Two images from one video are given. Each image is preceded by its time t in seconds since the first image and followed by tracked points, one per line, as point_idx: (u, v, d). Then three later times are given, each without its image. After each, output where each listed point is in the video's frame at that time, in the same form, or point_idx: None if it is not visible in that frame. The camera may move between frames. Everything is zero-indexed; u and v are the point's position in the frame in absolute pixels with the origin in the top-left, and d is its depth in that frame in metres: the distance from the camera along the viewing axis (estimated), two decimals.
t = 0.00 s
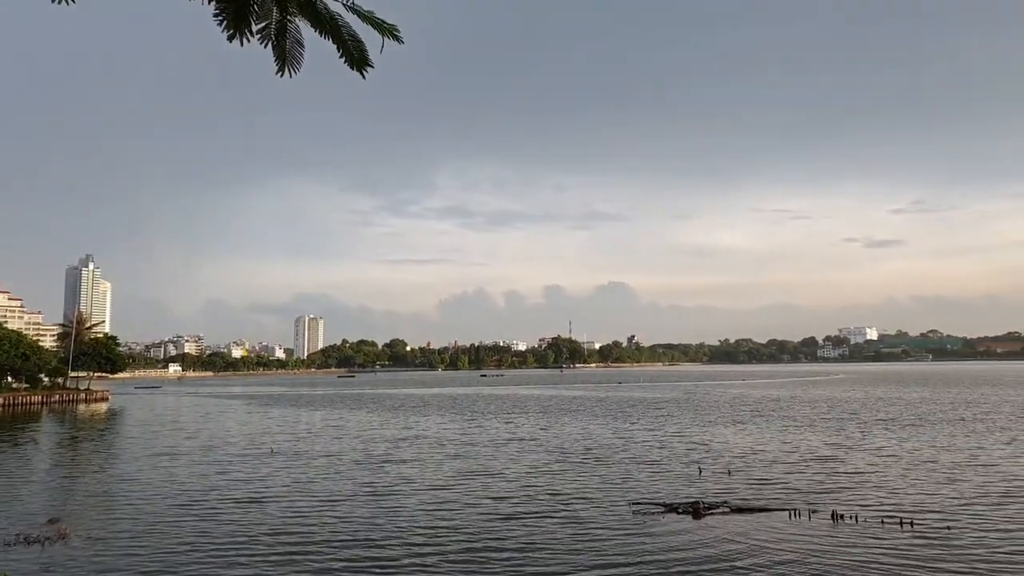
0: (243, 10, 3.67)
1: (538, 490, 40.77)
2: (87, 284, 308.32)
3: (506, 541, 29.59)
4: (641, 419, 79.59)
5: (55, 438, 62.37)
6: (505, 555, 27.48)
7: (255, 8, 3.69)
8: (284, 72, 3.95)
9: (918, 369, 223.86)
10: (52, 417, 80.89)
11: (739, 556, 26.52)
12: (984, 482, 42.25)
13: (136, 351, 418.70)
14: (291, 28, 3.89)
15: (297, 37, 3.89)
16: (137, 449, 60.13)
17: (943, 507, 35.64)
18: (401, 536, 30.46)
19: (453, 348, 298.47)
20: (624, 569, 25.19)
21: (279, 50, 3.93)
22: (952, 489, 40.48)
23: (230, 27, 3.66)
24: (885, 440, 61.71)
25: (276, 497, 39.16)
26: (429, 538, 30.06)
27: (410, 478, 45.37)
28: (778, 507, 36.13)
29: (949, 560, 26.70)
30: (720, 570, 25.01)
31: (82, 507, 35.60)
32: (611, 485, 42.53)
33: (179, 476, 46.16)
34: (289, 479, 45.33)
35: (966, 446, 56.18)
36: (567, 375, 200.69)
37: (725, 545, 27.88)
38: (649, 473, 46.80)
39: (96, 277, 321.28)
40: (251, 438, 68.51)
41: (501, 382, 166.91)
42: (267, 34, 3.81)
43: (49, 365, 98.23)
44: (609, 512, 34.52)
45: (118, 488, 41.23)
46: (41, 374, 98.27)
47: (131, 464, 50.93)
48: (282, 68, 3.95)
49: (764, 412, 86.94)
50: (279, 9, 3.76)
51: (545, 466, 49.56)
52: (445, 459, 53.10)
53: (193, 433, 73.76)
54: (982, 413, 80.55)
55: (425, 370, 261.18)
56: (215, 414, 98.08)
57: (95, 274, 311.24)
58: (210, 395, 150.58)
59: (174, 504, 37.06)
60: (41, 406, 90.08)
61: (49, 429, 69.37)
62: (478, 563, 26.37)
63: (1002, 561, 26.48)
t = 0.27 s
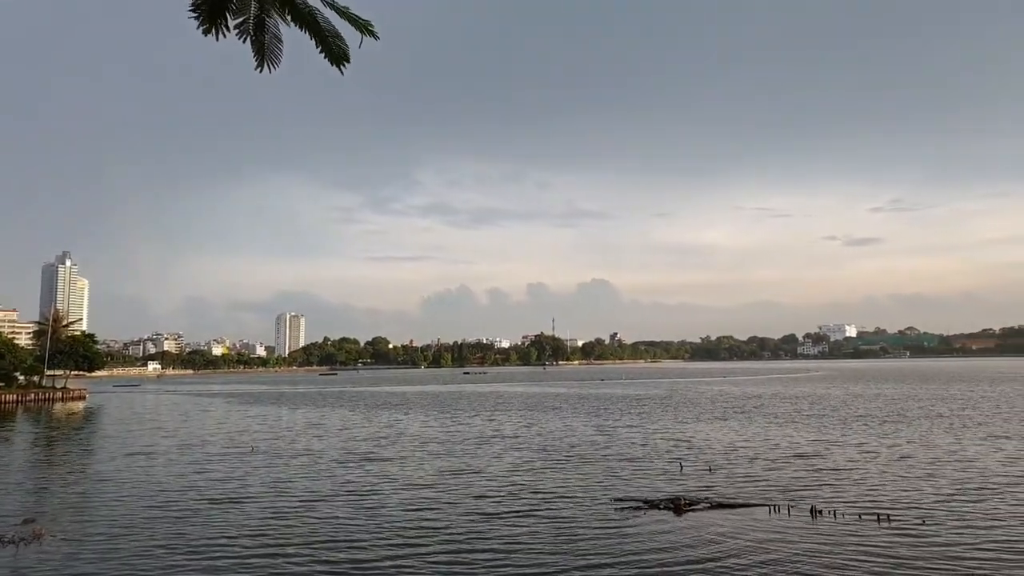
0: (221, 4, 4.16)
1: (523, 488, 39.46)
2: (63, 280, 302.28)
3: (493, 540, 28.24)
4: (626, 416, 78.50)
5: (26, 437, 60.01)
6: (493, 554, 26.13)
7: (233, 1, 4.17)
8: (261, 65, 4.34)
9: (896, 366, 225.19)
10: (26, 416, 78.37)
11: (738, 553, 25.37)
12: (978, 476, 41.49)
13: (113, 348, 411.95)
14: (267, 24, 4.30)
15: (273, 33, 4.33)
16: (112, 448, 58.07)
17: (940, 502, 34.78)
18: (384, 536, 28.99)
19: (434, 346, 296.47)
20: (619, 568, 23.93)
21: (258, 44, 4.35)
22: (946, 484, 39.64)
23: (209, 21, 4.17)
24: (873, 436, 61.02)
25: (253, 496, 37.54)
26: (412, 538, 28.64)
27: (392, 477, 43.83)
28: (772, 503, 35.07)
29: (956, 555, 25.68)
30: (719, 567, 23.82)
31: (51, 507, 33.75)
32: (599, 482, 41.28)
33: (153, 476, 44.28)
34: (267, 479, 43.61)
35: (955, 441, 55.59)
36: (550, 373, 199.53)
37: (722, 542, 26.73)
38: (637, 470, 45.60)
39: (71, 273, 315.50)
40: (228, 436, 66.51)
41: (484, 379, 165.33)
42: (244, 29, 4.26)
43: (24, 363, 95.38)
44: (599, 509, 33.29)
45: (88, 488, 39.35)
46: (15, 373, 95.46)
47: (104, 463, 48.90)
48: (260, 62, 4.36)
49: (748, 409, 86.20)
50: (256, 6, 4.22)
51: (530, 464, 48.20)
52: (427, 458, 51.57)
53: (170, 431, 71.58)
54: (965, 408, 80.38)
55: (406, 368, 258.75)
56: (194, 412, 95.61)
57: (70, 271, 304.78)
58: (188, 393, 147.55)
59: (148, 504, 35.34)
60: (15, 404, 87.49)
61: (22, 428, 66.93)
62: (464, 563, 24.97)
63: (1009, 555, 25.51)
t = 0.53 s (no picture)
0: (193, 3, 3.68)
1: (509, 487, 37.80)
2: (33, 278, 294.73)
3: (479, 541, 26.56)
4: (610, 415, 77.01)
5: None
6: (480, 555, 24.49)
7: None
8: (240, 69, 3.88)
9: (873, 365, 225.91)
10: None
11: (741, 553, 23.93)
12: (974, 474, 40.48)
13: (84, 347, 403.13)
14: (242, 23, 3.86)
15: (252, 31, 3.88)
16: (81, 449, 55.36)
17: (940, 499, 33.62)
18: (363, 538, 27.21)
19: (413, 345, 293.67)
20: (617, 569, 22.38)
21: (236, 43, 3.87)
22: (943, 482, 38.55)
23: (180, 17, 3.66)
24: (860, 434, 60.04)
25: (225, 498, 35.57)
26: (393, 540, 26.88)
27: (371, 477, 41.95)
28: (767, 502, 33.72)
29: (968, 552, 24.41)
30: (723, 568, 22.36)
31: (17, 510, 31.49)
32: (587, 481, 39.71)
33: (123, 478, 41.93)
34: (240, 480, 41.55)
35: (943, 439, 54.74)
36: (529, 372, 197.84)
37: (723, 541, 25.28)
38: (625, 469, 44.07)
39: (41, 271, 307.93)
40: (205, 437, 64.00)
41: (464, 379, 163.01)
42: (220, 25, 3.78)
43: None
44: (589, 508, 31.77)
45: (49, 490, 37.10)
46: None
47: (75, 465, 46.42)
48: (237, 65, 3.91)
49: (731, 408, 85.16)
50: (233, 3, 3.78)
51: (514, 463, 46.52)
52: (407, 458, 49.66)
53: (144, 432, 68.83)
54: (946, 406, 80.01)
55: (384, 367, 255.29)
56: (170, 412, 92.52)
57: (41, 268, 297.16)
58: (162, 393, 143.43)
59: (118, 507, 33.16)
60: None
61: None
62: (449, 566, 23.26)
63: None
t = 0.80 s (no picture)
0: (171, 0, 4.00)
1: (487, 488, 37.13)
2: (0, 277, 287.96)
3: (457, 542, 25.88)
4: (587, 415, 76.53)
5: None
6: (459, 557, 23.79)
7: None
8: (215, 61, 4.15)
9: (846, 366, 228.04)
10: None
11: (726, 552, 23.46)
12: (952, 472, 40.52)
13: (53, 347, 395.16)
14: (219, 17, 4.11)
15: (226, 25, 4.12)
16: (48, 451, 53.77)
17: (920, 497, 33.49)
18: (338, 539, 26.38)
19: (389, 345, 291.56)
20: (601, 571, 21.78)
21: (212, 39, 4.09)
22: (923, 480, 38.51)
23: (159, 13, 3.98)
24: (835, 433, 60.23)
25: (195, 500, 34.53)
26: (369, 541, 26.07)
27: (346, 479, 41.03)
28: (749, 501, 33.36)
29: (953, 550, 24.20)
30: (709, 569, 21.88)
31: None
32: (567, 481, 39.15)
33: (93, 480, 40.71)
34: (211, 482, 40.41)
35: (919, 438, 54.99)
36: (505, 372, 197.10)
37: (708, 541, 24.77)
38: (605, 469, 43.55)
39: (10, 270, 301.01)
40: (179, 438, 62.69)
41: (440, 380, 161.75)
42: (197, 21, 4.06)
43: None
44: (569, 508, 31.15)
45: (13, 493, 35.81)
46: None
47: (45, 467, 45.06)
48: (213, 58, 4.16)
49: (707, 408, 85.14)
50: None
51: (492, 464, 45.84)
52: (383, 459, 48.75)
53: (117, 433, 67.31)
54: (917, 406, 80.80)
55: (360, 368, 252.88)
56: (144, 413, 90.73)
57: (8, 268, 290.31)
58: (133, 394, 140.38)
59: (88, 509, 32.11)
60: None
61: None
62: (425, 566, 22.73)
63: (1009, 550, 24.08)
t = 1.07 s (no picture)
0: None
1: (468, 488, 37.32)
2: None
3: (440, 544, 25.91)
4: (570, 415, 76.83)
5: None
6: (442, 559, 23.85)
7: None
8: (193, 60, 3.54)
9: (824, 365, 230.79)
10: None
11: (708, 553, 23.65)
12: (930, 472, 41.09)
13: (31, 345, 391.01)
14: (199, 11, 3.48)
15: (206, 21, 3.49)
16: (25, 451, 53.35)
17: (899, 497, 33.91)
18: (321, 542, 26.34)
19: (372, 344, 290.88)
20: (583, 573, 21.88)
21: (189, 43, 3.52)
22: (901, 480, 39.02)
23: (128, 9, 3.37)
24: (812, 433, 60.99)
25: (177, 501, 34.32)
26: (352, 542, 26.04)
27: (329, 479, 40.92)
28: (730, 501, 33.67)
29: (931, 549, 24.53)
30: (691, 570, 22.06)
31: None
32: (549, 481, 39.31)
33: (69, 481, 40.48)
34: (193, 483, 40.16)
35: (897, 437, 55.72)
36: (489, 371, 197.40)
37: (691, 542, 24.95)
38: (588, 469, 43.76)
39: None
40: (156, 439, 62.33)
41: (422, 379, 162.02)
42: (173, 17, 3.46)
43: None
44: (552, 509, 31.29)
45: None
46: None
47: (18, 468, 44.65)
48: (191, 57, 3.56)
49: (689, 407, 85.77)
50: None
51: (476, 464, 45.89)
52: (366, 459, 48.67)
53: (93, 434, 66.74)
54: (893, 405, 81.94)
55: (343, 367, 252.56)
56: (120, 413, 90.07)
57: None
58: (112, 393, 139.56)
59: (64, 511, 31.93)
60: None
61: None
62: (404, 567, 22.92)
63: (985, 550, 24.48)
